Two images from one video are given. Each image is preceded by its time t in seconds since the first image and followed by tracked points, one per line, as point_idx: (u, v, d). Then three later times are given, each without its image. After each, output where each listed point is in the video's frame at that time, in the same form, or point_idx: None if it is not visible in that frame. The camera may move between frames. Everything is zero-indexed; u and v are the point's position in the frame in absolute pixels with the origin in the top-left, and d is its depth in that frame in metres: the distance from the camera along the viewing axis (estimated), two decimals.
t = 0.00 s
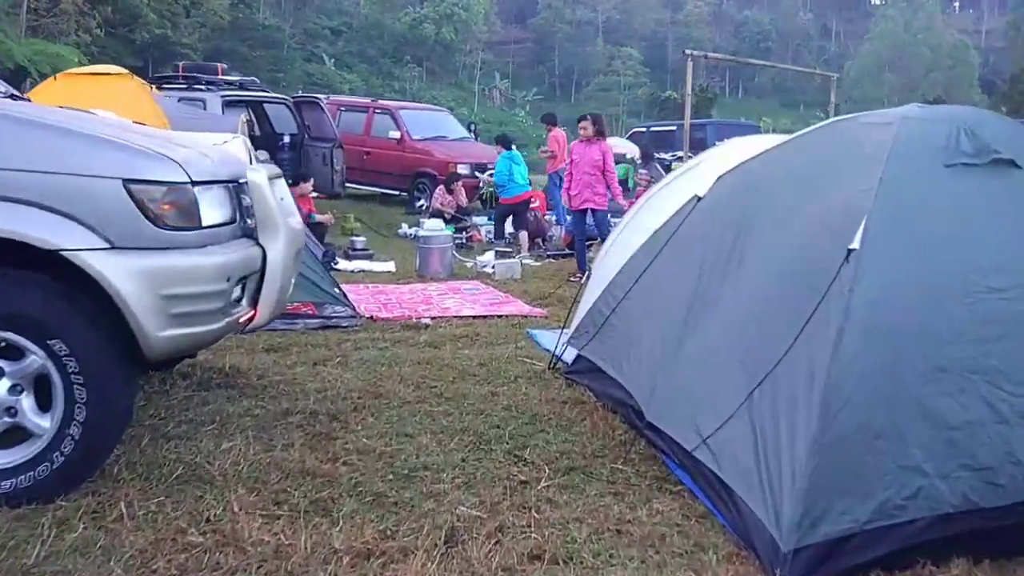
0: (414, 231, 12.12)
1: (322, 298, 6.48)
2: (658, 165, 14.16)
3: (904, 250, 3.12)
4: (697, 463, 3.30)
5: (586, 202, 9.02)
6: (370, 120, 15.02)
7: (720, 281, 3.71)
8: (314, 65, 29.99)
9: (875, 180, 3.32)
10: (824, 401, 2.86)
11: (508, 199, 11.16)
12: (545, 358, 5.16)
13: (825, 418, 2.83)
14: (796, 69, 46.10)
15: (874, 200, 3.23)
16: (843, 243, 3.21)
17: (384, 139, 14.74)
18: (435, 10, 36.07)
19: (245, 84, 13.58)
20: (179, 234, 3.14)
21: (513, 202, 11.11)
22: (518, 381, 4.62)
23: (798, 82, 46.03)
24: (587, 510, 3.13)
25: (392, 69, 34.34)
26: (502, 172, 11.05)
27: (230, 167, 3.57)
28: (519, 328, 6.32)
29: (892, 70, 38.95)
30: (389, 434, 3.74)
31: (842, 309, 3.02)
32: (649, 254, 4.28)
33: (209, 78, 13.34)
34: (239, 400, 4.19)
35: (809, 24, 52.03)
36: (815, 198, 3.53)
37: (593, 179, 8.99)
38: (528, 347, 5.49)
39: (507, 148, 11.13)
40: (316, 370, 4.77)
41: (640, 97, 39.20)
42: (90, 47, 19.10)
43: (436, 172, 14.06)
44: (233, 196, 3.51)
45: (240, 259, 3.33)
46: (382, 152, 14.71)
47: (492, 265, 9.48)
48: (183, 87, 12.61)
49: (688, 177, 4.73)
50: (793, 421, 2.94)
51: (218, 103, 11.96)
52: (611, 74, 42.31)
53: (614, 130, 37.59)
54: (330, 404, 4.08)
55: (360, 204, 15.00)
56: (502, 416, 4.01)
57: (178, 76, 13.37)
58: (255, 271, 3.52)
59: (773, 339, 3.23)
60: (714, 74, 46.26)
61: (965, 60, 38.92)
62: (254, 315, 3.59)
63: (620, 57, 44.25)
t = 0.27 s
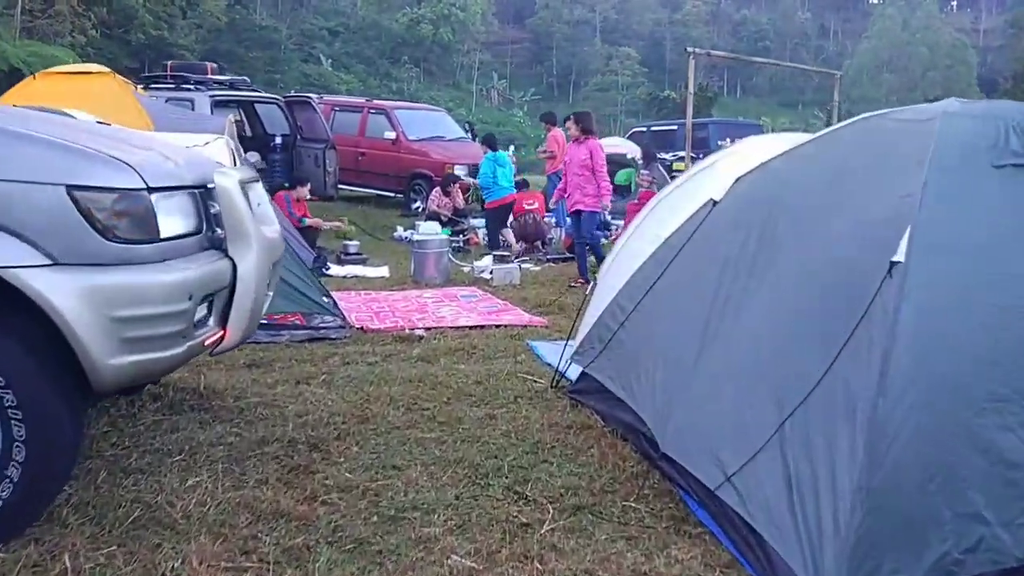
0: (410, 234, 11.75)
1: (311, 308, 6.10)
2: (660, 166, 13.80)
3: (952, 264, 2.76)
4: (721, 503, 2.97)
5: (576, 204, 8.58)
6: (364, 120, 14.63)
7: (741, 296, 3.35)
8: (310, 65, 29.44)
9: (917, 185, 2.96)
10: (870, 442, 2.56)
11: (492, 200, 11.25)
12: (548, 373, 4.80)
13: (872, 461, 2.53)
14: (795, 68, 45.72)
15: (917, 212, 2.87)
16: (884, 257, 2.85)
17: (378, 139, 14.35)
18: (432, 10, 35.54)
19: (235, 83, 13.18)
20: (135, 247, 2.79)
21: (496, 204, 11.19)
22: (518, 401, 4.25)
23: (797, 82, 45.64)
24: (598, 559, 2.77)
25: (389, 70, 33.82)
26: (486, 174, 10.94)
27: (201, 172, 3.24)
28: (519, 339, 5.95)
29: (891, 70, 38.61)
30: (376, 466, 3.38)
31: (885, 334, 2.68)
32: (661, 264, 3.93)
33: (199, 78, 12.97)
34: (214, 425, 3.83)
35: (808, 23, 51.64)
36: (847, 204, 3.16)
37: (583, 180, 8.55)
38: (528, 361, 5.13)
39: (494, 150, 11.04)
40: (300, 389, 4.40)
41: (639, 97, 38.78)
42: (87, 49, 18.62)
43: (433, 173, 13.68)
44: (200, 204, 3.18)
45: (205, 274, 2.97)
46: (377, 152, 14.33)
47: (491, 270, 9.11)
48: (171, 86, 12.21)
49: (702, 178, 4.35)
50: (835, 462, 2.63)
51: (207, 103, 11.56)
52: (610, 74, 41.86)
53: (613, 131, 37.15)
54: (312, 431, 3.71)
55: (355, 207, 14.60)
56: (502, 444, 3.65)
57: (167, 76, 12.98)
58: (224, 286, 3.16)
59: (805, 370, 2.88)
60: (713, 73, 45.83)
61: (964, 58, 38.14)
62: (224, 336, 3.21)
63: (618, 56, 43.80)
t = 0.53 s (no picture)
0: (407, 238, 11.39)
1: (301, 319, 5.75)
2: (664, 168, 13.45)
3: None
4: (758, 556, 2.64)
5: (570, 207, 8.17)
6: (361, 120, 14.27)
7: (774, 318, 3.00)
8: (309, 65, 28.92)
9: (981, 195, 2.63)
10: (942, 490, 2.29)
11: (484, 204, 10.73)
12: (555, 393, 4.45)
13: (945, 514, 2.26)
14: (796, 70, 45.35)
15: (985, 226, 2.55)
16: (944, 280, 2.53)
17: (375, 140, 13.99)
18: (432, 10, 35.01)
19: (229, 82, 12.81)
20: (89, 264, 2.45)
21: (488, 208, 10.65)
22: (523, 427, 3.89)
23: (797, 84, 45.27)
24: None
25: (389, 70, 33.34)
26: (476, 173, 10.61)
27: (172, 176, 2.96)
28: (522, 353, 5.59)
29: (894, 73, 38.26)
30: (369, 505, 3.04)
31: (952, 374, 2.37)
32: (680, 277, 3.55)
33: (191, 75, 12.60)
34: (190, 455, 3.47)
35: (808, 26, 51.25)
36: (896, 217, 2.82)
37: (578, 182, 8.16)
38: (532, 379, 4.78)
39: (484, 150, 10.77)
40: (286, 412, 4.04)
41: (639, 99, 38.38)
42: (82, 46, 18.21)
43: (431, 175, 13.32)
44: (169, 210, 2.89)
45: (172, 293, 2.64)
46: (374, 153, 13.97)
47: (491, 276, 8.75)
48: (162, 84, 11.83)
49: (723, 184, 4.01)
50: (898, 526, 2.34)
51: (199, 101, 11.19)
52: (610, 76, 41.44)
53: (613, 133, 36.70)
54: (298, 463, 3.36)
55: (352, 209, 14.23)
56: (506, 477, 3.31)
57: (158, 73, 12.61)
58: (195, 304, 2.83)
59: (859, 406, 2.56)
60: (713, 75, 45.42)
61: (965, 62, 37.27)
62: (196, 360, 2.90)
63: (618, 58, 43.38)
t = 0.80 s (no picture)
0: (406, 240, 11.02)
1: (293, 325, 5.42)
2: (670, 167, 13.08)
3: None
4: None
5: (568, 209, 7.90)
6: (359, 118, 13.89)
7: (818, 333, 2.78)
8: (307, 65, 28.38)
9: None
10: None
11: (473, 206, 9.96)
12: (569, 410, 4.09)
13: None
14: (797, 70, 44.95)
15: None
16: (1022, 291, 2.34)
17: (373, 138, 13.62)
18: (430, 10, 34.45)
19: (222, 78, 12.45)
20: (33, 272, 2.10)
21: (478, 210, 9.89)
22: (533, 449, 3.55)
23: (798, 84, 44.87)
24: None
25: (387, 70, 32.87)
26: (466, 175, 9.84)
27: (141, 171, 2.61)
28: (529, 362, 5.25)
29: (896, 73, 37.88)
30: (364, 543, 2.70)
31: None
32: (709, 285, 3.28)
33: (183, 71, 12.24)
34: (165, 481, 3.13)
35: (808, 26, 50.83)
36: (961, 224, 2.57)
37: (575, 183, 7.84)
38: (542, 394, 4.41)
39: (475, 150, 9.99)
40: (275, 430, 3.70)
41: (640, 99, 37.97)
42: (77, 45, 17.84)
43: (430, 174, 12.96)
44: (137, 211, 2.53)
45: (134, 305, 2.30)
46: (372, 152, 13.60)
47: (493, 279, 8.40)
48: (153, 80, 11.46)
49: (751, 182, 3.69)
50: None
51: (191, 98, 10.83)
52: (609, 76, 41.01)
53: (613, 134, 36.26)
54: (286, 492, 3.01)
55: (349, 209, 13.88)
56: (519, 510, 2.98)
57: (149, 68, 12.25)
58: (165, 317, 2.48)
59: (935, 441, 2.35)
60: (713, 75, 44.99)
61: (964, 62, 36.61)
62: (167, 380, 2.56)
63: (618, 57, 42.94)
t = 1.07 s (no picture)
0: (400, 242, 10.68)
1: (281, 336, 5.15)
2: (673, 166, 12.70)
3: None
4: None
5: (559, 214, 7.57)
6: (352, 117, 13.53)
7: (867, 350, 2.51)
8: (301, 65, 27.96)
9: None
10: None
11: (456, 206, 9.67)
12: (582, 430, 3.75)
13: None
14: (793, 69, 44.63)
15: None
16: None
17: (367, 137, 13.26)
18: (425, 10, 34.02)
19: (210, 76, 12.10)
20: None
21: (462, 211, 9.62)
22: (544, 477, 3.22)
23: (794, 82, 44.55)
24: None
25: (381, 70, 32.48)
26: (447, 175, 9.44)
27: (95, 170, 2.26)
28: (533, 375, 4.89)
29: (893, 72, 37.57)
30: None
31: None
32: (736, 296, 2.94)
33: (169, 69, 11.89)
34: (133, 522, 2.80)
35: (804, 24, 50.51)
36: None
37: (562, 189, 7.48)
38: (549, 412, 4.06)
39: (456, 147, 9.55)
40: (255, 458, 3.36)
41: (636, 98, 37.62)
42: (66, 45, 17.48)
43: (426, 174, 12.59)
44: (91, 217, 2.19)
45: (82, 329, 1.97)
46: (365, 151, 13.25)
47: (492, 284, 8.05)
48: (138, 78, 11.10)
49: (782, 185, 3.34)
50: None
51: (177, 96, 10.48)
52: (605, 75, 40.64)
53: (608, 134, 35.85)
54: (270, 536, 2.69)
55: (343, 211, 13.51)
56: (529, 551, 2.66)
57: (134, 66, 11.90)
58: (126, 342, 2.15)
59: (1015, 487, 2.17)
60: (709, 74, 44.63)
61: (954, 63, 35.97)
62: (127, 412, 2.23)
63: (613, 56, 42.55)
